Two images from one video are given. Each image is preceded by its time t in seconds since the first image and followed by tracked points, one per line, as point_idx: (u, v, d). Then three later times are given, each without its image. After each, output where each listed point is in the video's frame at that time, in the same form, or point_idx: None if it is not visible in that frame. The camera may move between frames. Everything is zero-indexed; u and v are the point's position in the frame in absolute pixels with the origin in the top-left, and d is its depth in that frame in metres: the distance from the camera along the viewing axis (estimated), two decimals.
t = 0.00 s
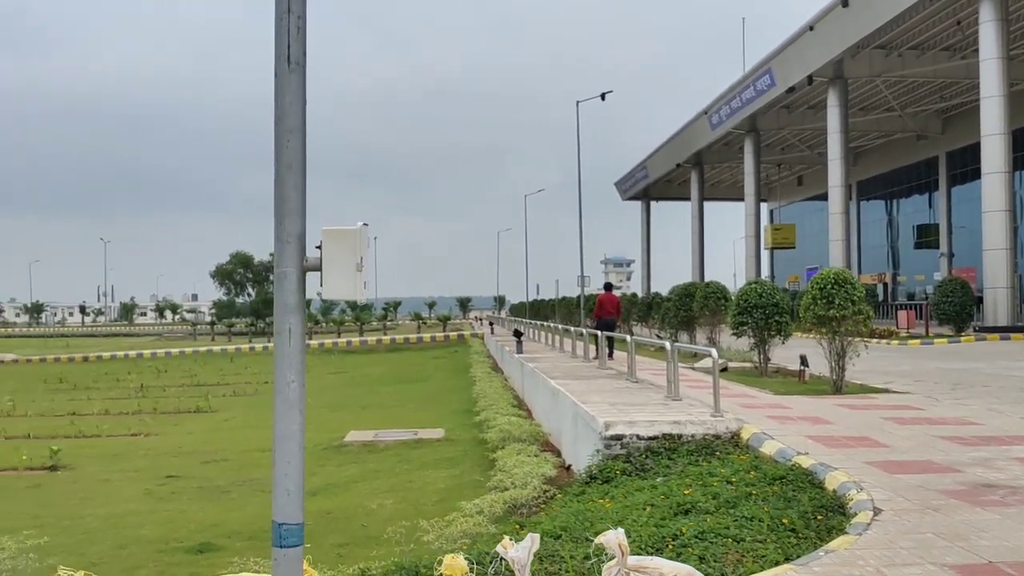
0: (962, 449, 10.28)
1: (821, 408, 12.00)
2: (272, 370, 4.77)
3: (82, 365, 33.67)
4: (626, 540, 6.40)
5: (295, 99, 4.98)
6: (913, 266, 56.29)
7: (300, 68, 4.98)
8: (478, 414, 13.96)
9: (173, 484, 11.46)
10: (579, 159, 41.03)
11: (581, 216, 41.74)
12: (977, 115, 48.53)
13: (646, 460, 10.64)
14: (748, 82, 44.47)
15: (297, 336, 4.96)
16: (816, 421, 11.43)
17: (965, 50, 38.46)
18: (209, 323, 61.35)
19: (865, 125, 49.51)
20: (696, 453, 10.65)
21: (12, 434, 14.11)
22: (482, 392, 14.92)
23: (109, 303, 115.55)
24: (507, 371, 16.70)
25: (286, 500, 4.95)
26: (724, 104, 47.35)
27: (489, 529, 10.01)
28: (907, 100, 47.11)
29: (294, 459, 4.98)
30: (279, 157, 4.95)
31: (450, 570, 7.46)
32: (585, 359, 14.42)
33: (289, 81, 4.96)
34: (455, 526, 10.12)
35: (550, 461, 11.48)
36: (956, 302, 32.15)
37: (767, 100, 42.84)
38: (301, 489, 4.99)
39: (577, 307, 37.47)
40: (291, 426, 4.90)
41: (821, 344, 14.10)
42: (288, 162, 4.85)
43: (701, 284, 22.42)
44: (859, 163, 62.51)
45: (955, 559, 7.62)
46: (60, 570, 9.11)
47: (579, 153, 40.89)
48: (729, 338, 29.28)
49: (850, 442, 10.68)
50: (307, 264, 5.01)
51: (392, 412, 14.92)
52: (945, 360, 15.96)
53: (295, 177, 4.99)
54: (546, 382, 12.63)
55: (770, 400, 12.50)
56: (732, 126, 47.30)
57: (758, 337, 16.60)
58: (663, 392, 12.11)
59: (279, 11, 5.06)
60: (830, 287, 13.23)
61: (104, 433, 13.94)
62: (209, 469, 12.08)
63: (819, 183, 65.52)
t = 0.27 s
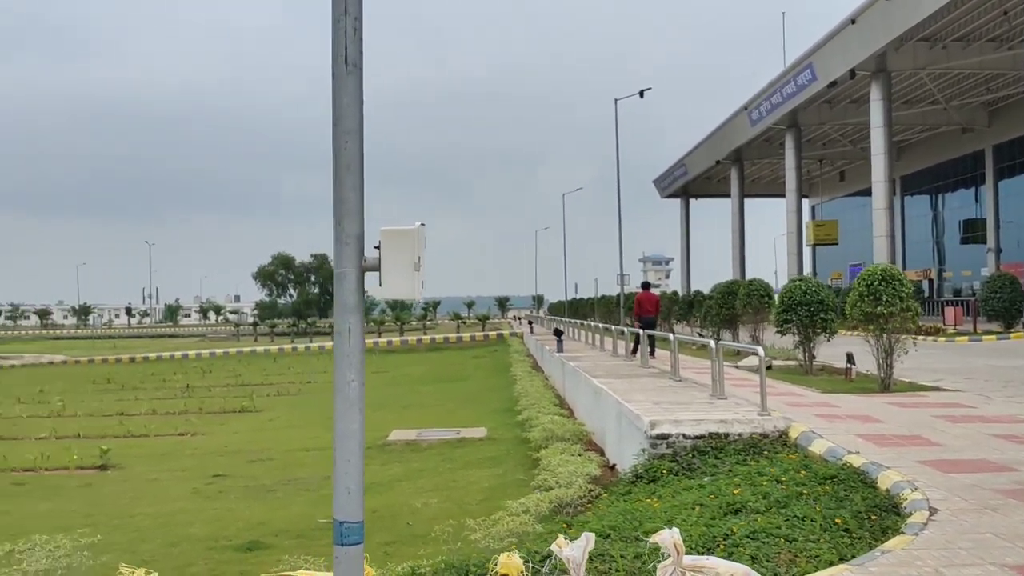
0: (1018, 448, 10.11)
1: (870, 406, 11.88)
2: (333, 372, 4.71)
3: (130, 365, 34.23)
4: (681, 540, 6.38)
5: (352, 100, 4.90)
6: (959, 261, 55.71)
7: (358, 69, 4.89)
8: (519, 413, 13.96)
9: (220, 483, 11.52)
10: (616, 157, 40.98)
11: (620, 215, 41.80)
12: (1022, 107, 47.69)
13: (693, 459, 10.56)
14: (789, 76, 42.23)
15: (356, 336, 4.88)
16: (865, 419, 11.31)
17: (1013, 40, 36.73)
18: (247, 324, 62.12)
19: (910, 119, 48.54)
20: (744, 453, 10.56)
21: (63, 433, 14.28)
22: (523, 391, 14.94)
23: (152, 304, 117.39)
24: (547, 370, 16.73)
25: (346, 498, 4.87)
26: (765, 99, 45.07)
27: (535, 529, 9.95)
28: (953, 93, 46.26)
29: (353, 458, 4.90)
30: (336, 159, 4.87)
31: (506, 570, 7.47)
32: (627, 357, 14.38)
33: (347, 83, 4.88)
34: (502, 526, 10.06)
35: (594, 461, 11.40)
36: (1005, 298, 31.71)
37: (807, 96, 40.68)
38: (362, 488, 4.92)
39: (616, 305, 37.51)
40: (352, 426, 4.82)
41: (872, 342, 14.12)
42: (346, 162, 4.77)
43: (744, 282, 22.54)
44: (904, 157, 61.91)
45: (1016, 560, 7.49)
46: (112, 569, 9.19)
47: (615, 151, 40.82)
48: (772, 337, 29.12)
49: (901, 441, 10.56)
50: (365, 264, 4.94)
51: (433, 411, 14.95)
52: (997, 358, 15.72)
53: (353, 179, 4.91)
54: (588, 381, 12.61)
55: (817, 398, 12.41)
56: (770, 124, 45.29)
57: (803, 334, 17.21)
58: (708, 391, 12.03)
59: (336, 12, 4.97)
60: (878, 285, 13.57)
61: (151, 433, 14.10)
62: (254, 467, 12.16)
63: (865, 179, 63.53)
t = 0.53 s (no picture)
0: None
1: (932, 401, 11.72)
2: (406, 365, 4.78)
3: (186, 362, 34.79)
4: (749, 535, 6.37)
5: (422, 99, 4.96)
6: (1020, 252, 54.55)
7: (426, 66, 4.94)
8: (572, 408, 13.99)
9: (278, 477, 11.67)
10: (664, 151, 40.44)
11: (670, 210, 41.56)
12: None
13: (752, 454, 10.47)
14: (843, 64, 37.95)
15: (428, 331, 4.94)
16: (928, 414, 11.16)
17: None
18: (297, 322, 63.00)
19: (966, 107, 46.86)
20: (804, 447, 10.45)
21: (125, 428, 14.59)
22: (575, 386, 15.00)
23: (207, 302, 119.40)
24: (597, 365, 16.79)
25: (420, 489, 4.90)
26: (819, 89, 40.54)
27: (593, 524, 9.89)
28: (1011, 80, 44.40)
29: (426, 450, 4.94)
30: (407, 156, 4.94)
31: (575, 564, 7.29)
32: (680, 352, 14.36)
33: (417, 80, 4.94)
34: (560, 520, 10.00)
35: (650, 456, 11.33)
36: None
37: (861, 85, 36.46)
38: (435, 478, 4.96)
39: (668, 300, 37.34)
40: (422, 417, 4.86)
41: (934, 335, 14.11)
42: (418, 159, 4.83)
43: (800, 275, 22.61)
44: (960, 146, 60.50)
45: None
46: (178, 561, 9.34)
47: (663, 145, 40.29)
48: (828, 332, 28.77)
49: (967, 436, 10.39)
50: (435, 259, 5.01)
51: (486, 406, 15.03)
52: None
53: (423, 177, 4.97)
54: (642, 376, 12.65)
55: (876, 393, 12.27)
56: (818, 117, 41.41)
57: (862, 327, 17.63)
58: (766, 385, 11.97)
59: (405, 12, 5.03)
60: (938, 277, 13.78)
61: (209, 427, 14.36)
62: (311, 461, 12.29)
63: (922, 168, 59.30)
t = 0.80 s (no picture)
0: None
1: (992, 394, 11.50)
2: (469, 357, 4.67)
3: (238, 356, 35.32)
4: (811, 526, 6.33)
5: (483, 92, 4.76)
6: None
7: (488, 58, 4.75)
8: (621, 403, 14.01)
9: (331, 469, 11.81)
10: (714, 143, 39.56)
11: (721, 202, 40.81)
12: None
13: (807, 448, 10.37)
14: (898, 48, 32.95)
15: (491, 325, 4.78)
16: (988, 407, 10.97)
17: None
18: (346, 317, 63.96)
19: None
20: (860, 442, 10.32)
21: (180, 422, 14.89)
22: (624, 381, 15.03)
23: (258, 298, 120.97)
24: (647, 360, 16.78)
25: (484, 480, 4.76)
26: (869, 76, 35.10)
27: (646, 518, 9.80)
28: None
29: (491, 443, 4.79)
30: (468, 150, 4.76)
31: (636, 556, 6.94)
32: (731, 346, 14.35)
33: (478, 72, 4.74)
34: (613, 513, 9.91)
35: (702, 450, 11.25)
36: None
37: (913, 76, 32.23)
38: (498, 469, 4.83)
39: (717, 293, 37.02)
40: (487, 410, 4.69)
41: (992, 327, 14.07)
42: (480, 152, 4.65)
43: (853, 267, 22.34)
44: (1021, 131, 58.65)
45: None
46: (235, 552, 9.47)
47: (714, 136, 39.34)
48: (881, 324, 28.35)
49: None
50: (498, 252, 4.81)
51: (534, 400, 15.10)
52: None
53: (486, 171, 4.79)
54: (693, 370, 12.63)
55: (933, 386, 12.11)
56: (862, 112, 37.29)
57: (917, 319, 17.53)
58: (819, 377, 11.90)
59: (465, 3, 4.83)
60: (997, 267, 13.84)
61: (262, 421, 14.60)
62: (362, 455, 12.44)
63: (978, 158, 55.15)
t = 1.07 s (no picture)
0: None
1: None
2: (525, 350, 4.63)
3: (285, 350, 35.76)
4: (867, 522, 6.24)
5: (538, 86, 4.69)
6: None
7: (543, 52, 4.66)
8: (668, 397, 14.00)
9: (378, 462, 11.93)
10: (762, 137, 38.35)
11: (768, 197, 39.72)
12: None
13: (858, 443, 10.25)
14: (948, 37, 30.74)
15: (546, 317, 4.75)
16: None
17: None
18: (389, 311, 64.55)
19: None
20: (913, 437, 10.16)
21: (230, 414, 15.13)
22: (670, 375, 15.02)
23: (305, 293, 122.05)
24: (693, 355, 16.74)
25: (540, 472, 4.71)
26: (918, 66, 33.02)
27: (694, 513, 9.72)
28: None
29: (546, 434, 4.73)
30: (522, 143, 4.71)
31: (690, 551, 6.74)
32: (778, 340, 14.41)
33: (533, 66, 4.67)
34: (661, 508, 9.85)
35: (750, 445, 11.15)
36: None
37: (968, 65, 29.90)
38: (554, 462, 4.77)
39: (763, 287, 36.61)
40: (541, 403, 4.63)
41: None
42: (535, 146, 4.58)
43: (904, 260, 21.96)
44: None
45: None
46: (286, 543, 9.60)
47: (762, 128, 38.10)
48: (933, 319, 27.80)
49: None
50: (552, 246, 4.77)
51: (579, 395, 15.14)
52: None
53: (541, 164, 4.72)
54: (741, 364, 12.61)
55: (987, 381, 11.89)
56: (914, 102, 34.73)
57: (970, 314, 17.25)
58: (870, 372, 11.80)
59: None
60: None
61: (311, 414, 14.81)
62: (409, 447, 12.55)
63: None
